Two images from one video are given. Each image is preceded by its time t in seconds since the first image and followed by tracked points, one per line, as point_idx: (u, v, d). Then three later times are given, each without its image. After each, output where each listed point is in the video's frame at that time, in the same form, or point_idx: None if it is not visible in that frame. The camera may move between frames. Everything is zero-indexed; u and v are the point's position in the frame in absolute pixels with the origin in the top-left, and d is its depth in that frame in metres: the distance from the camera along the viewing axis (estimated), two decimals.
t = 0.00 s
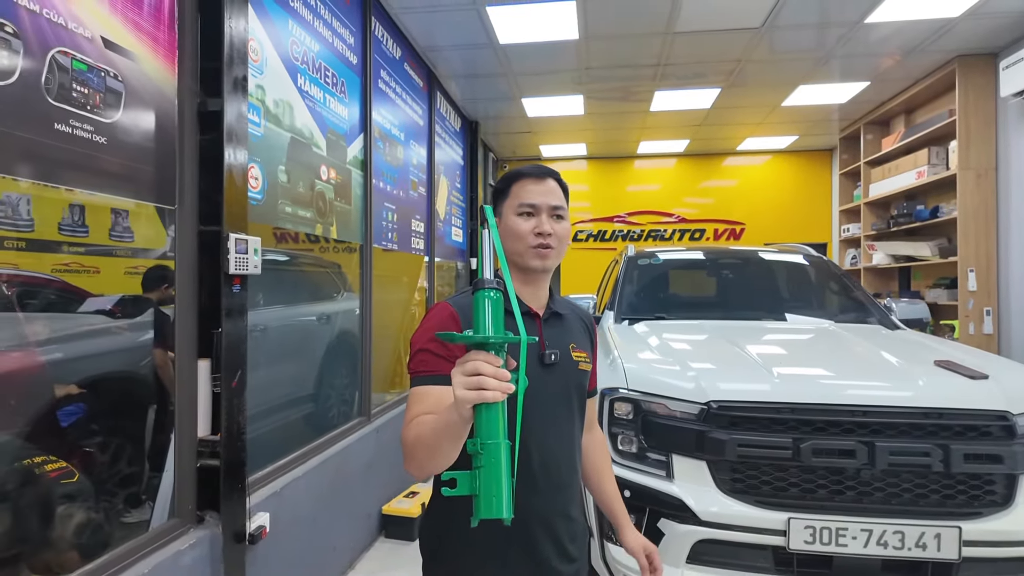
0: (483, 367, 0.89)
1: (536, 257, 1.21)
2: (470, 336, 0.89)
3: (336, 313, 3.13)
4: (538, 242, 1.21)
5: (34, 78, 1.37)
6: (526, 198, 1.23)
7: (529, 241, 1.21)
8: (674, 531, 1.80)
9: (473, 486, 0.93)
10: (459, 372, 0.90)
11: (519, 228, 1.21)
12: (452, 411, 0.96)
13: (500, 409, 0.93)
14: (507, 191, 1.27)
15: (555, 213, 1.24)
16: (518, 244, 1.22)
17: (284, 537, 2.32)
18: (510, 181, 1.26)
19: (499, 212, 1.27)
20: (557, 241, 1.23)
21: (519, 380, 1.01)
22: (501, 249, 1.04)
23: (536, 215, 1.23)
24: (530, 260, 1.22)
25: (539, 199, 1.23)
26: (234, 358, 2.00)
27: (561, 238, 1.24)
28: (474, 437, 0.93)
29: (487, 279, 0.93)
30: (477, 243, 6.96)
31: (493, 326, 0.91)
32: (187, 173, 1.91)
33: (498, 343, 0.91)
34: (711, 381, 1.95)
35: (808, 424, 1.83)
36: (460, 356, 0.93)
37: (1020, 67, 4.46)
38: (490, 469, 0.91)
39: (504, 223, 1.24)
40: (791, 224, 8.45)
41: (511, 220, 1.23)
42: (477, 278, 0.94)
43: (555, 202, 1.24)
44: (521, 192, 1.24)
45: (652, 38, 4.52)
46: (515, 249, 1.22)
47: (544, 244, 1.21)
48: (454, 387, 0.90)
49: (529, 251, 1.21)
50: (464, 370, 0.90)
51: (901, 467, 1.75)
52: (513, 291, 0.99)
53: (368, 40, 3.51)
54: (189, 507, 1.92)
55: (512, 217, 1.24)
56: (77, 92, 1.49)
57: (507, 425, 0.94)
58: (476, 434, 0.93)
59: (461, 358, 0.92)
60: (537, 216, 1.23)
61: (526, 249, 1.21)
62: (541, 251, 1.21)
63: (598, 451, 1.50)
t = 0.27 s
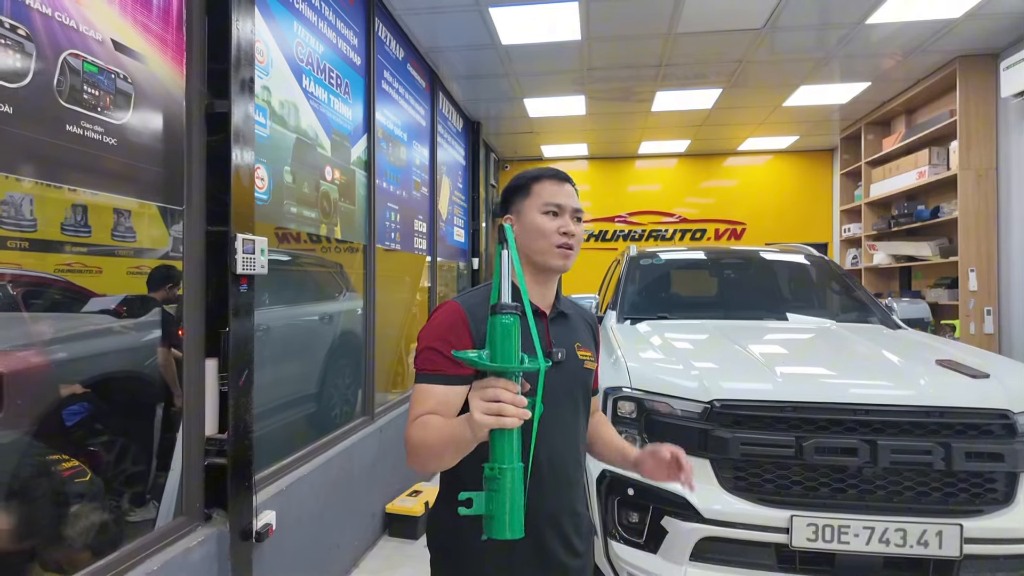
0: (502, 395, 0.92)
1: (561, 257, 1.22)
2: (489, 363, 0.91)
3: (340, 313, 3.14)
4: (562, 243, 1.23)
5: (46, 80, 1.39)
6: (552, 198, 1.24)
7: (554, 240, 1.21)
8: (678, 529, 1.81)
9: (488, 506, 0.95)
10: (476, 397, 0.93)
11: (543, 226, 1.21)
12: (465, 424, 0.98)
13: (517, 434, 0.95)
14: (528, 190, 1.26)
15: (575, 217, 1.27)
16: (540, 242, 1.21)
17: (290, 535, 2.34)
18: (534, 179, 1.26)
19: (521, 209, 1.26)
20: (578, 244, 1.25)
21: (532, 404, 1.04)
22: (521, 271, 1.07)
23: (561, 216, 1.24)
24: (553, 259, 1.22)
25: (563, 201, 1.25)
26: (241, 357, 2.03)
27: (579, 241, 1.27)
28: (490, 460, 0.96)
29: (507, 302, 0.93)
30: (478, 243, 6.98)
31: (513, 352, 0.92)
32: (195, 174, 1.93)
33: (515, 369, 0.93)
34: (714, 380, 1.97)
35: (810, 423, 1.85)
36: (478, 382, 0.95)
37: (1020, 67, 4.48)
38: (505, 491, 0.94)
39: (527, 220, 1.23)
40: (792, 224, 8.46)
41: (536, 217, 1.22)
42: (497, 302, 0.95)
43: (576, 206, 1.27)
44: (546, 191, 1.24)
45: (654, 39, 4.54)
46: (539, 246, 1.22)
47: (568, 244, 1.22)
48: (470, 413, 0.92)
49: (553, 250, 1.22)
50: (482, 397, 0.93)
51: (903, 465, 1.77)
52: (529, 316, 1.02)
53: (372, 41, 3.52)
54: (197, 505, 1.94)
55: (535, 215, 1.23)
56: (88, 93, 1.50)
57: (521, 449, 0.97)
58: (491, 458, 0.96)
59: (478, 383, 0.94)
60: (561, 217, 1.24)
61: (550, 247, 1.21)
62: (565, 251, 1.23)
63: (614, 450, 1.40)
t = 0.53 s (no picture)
0: (519, 418, 0.93)
1: (570, 258, 1.23)
2: (507, 388, 0.93)
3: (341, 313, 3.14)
4: (572, 245, 1.24)
5: (53, 81, 1.40)
6: (565, 200, 1.24)
7: (565, 242, 1.22)
8: (679, 526, 1.82)
9: (497, 524, 0.98)
10: (491, 417, 0.94)
11: (554, 227, 1.22)
12: (477, 438, 0.99)
13: (530, 455, 0.98)
14: (540, 189, 1.26)
15: (584, 218, 1.28)
16: (551, 243, 1.22)
17: (292, 534, 2.35)
18: (544, 179, 1.26)
19: (531, 208, 1.25)
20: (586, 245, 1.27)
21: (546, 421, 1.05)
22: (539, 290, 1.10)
23: (571, 217, 1.25)
24: (562, 259, 1.23)
25: (574, 203, 1.25)
26: (244, 357, 2.04)
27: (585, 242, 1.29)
28: (502, 480, 0.97)
29: (524, 325, 0.96)
30: (479, 243, 6.98)
31: (527, 376, 0.94)
32: (199, 175, 1.94)
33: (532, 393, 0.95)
34: (715, 379, 1.98)
35: (811, 422, 1.86)
36: (495, 402, 0.96)
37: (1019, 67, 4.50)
38: (515, 511, 0.96)
39: (538, 221, 1.23)
40: (792, 224, 8.47)
41: (547, 217, 1.23)
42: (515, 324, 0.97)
43: (585, 208, 1.28)
44: (556, 193, 1.25)
45: (655, 39, 4.55)
46: (549, 246, 1.22)
47: (577, 246, 1.23)
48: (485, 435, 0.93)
49: (563, 251, 1.23)
50: (498, 417, 0.94)
51: (903, 464, 1.78)
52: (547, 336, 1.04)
53: (373, 41, 3.54)
54: (201, 504, 1.95)
55: (547, 216, 1.23)
56: (93, 94, 1.51)
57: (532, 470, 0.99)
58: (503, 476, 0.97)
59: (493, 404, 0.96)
60: (571, 219, 1.25)
61: (560, 248, 1.22)
62: (573, 252, 1.24)
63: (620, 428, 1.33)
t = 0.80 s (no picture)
0: (521, 415, 0.94)
1: (573, 260, 1.25)
2: (508, 386, 0.93)
3: (341, 313, 3.14)
4: (575, 248, 1.25)
5: (55, 82, 1.41)
6: (570, 202, 1.25)
7: (568, 244, 1.24)
8: (678, 526, 1.83)
9: (499, 521, 0.98)
10: (492, 414, 0.95)
11: (559, 230, 1.23)
12: (477, 435, 0.99)
13: (531, 451, 0.98)
14: (545, 190, 1.26)
15: (587, 221, 1.30)
16: (555, 245, 1.24)
17: (292, 533, 2.36)
18: (549, 181, 1.26)
19: (535, 209, 1.26)
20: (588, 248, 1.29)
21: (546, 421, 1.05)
22: (540, 290, 1.10)
23: (575, 220, 1.26)
24: (565, 261, 1.25)
25: (578, 206, 1.26)
26: (245, 357, 2.04)
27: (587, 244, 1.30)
28: (504, 477, 0.98)
29: (524, 324, 0.96)
30: (478, 243, 6.99)
31: (528, 375, 0.95)
32: (200, 175, 1.95)
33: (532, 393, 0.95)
34: (714, 379, 1.99)
35: (809, 421, 1.87)
36: (496, 400, 0.96)
37: (1018, 67, 4.51)
38: (517, 508, 0.96)
39: (542, 222, 1.24)
40: (791, 224, 8.48)
41: (552, 220, 1.24)
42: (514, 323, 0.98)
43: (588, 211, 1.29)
44: (561, 194, 1.25)
45: (654, 39, 4.56)
46: (553, 249, 1.24)
47: (580, 248, 1.25)
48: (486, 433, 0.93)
49: (566, 253, 1.24)
50: (500, 415, 0.94)
51: (901, 463, 1.79)
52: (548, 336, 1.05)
53: (373, 42, 3.54)
54: (202, 504, 1.95)
55: (552, 218, 1.24)
56: (95, 95, 1.52)
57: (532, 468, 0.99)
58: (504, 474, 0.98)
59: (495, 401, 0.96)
60: (575, 221, 1.26)
61: (564, 251, 1.24)
62: (576, 254, 1.26)
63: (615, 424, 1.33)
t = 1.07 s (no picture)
0: (525, 416, 0.94)
1: (573, 262, 1.24)
2: (511, 386, 0.94)
3: (339, 312, 3.14)
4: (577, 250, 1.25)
5: (54, 82, 1.41)
6: (573, 204, 1.26)
7: (570, 246, 1.24)
8: (677, 525, 1.83)
9: (500, 520, 0.98)
10: (495, 413, 0.95)
11: (561, 230, 1.23)
12: (479, 433, 0.99)
13: (531, 452, 0.98)
14: (548, 192, 1.27)
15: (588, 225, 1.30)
16: (556, 246, 1.24)
17: (291, 533, 2.36)
18: (553, 182, 1.27)
19: (538, 210, 1.26)
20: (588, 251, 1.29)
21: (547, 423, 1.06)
22: (544, 292, 1.11)
23: (577, 223, 1.26)
24: (565, 262, 1.24)
25: (581, 209, 1.27)
26: (244, 357, 2.04)
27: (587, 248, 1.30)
28: (505, 477, 0.98)
29: (529, 325, 0.97)
30: (477, 243, 6.99)
31: (531, 375, 0.95)
32: (199, 175, 1.95)
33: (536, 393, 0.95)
34: (712, 378, 1.99)
35: (807, 421, 1.88)
36: (499, 400, 0.96)
37: (1015, 68, 4.53)
38: (519, 507, 0.97)
39: (545, 223, 1.24)
40: (789, 224, 8.49)
41: (554, 220, 1.24)
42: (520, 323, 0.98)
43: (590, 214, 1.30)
44: (565, 197, 1.26)
45: (653, 40, 4.56)
46: (554, 248, 1.23)
47: (581, 250, 1.25)
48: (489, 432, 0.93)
49: (567, 254, 1.24)
50: (504, 415, 0.94)
51: (899, 462, 1.80)
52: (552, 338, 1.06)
53: (372, 41, 3.54)
54: (201, 503, 1.95)
55: (554, 219, 1.24)
56: (94, 95, 1.52)
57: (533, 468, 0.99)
58: (506, 474, 0.98)
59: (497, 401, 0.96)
60: (578, 224, 1.26)
61: (565, 252, 1.24)
62: (577, 256, 1.25)
63: (610, 421, 1.36)
